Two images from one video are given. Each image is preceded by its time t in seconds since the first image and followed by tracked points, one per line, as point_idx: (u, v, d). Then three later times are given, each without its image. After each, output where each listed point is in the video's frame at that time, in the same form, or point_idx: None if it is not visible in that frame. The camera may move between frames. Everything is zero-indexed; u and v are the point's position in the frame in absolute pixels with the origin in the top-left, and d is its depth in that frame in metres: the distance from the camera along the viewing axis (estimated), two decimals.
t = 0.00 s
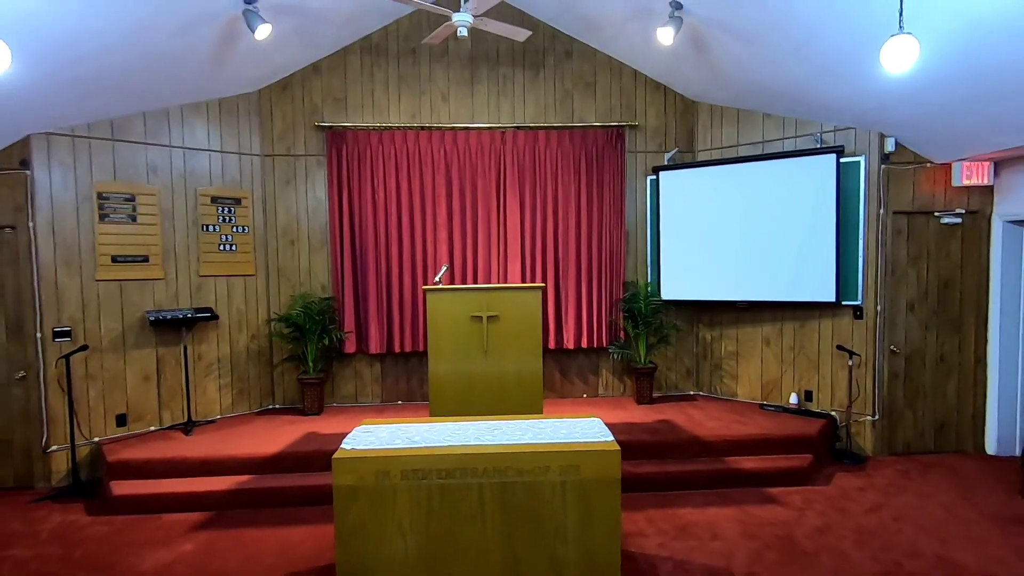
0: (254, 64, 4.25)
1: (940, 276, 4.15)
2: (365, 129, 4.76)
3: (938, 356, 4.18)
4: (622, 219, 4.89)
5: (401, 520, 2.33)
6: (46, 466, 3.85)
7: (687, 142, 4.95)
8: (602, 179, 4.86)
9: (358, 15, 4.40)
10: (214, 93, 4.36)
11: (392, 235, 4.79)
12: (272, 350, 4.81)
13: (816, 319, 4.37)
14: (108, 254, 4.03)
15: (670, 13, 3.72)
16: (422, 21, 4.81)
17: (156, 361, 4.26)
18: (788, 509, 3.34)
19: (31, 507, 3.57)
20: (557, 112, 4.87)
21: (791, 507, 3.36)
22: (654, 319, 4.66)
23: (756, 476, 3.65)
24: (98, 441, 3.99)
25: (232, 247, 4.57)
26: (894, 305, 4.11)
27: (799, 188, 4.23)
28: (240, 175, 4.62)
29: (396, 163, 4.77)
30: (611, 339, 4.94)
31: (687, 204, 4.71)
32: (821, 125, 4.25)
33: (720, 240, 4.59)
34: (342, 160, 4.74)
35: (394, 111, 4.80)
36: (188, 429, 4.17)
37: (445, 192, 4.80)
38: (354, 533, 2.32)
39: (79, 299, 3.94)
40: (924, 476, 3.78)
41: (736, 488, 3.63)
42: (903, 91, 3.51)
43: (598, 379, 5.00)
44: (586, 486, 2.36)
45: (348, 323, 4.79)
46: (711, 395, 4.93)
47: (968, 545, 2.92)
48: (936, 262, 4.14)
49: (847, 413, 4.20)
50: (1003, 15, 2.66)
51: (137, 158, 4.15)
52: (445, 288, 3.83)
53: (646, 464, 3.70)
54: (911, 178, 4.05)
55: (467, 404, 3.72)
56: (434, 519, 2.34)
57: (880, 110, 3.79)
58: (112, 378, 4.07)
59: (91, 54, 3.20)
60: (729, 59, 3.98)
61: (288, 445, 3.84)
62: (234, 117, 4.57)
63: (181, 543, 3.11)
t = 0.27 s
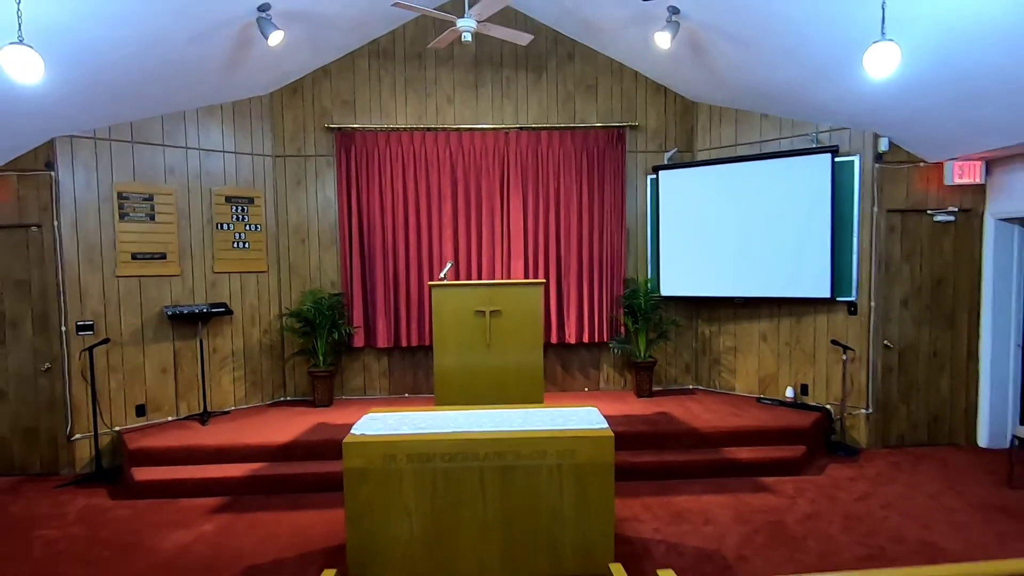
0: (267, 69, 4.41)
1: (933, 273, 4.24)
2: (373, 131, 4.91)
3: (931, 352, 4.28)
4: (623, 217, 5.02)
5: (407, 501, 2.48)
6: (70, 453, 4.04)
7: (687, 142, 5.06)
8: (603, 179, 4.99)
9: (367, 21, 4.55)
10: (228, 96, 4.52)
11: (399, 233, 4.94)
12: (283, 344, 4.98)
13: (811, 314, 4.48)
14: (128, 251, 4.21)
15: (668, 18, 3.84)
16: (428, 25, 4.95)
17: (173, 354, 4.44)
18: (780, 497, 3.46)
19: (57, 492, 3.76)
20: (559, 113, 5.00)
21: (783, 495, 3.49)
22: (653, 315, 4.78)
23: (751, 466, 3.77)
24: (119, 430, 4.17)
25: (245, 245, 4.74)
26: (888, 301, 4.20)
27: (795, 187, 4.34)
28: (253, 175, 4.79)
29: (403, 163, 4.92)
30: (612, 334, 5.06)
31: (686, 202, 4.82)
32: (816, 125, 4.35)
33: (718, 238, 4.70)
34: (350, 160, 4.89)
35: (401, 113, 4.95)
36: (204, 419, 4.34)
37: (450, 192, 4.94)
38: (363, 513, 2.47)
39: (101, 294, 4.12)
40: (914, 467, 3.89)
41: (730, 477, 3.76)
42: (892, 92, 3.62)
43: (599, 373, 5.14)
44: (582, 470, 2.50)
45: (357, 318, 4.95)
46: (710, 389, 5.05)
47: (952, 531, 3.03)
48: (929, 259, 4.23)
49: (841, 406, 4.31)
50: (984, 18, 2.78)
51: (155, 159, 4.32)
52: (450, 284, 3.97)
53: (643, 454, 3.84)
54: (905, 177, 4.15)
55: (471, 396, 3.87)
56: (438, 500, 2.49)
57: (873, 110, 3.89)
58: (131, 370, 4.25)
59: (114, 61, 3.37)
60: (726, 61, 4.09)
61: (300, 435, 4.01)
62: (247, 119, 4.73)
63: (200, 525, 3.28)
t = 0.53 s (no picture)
0: (277, 71, 4.54)
1: (927, 269, 4.33)
2: (380, 131, 5.04)
3: (925, 345, 4.37)
4: (624, 214, 5.13)
5: (415, 485, 2.62)
6: (90, 444, 4.20)
7: (687, 140, 5.16)
8: (604, 177, 5.10)
9: (373, 24, 4.67)
10: (239, 98, 4.66)
11: (405, 231, 5.07)
12: (293, 339, 5.13)
13: (808, 309, 4.58)
14: (144, 249, 4.36)
15: (666, 20, 3.94)
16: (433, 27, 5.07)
17: (187, 349, 4.59)
18: (774, 485, 3.58)
19: (79, 480, 3.93)
20: (561, 113, 5.11)
21: (777, 483, 3.61)
22: (653, 310, 4.90)
23: (747, 456, 3.89)
24: (136, 421, 4.33)
25: (256, 242, 4.88)
26: (882, 295, 4.30)
27: (792, 185, 4.44)
28: (263, 174, 4.93)
29: (409, 162, 5.04)
30: (613, 329, 5.18)
31: (686, 200, 4.93)
32: (813, 124, 4.44)
33: (716, 234, 4.81)
34: (358, 160, 5.03)
35: (407, 113, 5.07)
36: (218, 411, 4.50)
37: (455, 190, 5.07)
38: (374, 496, 2.61)
39: (119, 290, 4.27)
40: (907, 457, 4.00)
41: (727, 466, 3.88)
42: (885, 92, 3.72)
43: (600, 366, 5.26)
44: (581, 457, 2.63)
45: (364, 313, 5.09)
46: (709, 382, 5.16)
47: (939, 517, 3.15)
48: (923, 255, 4.32)
49: (836, 399, 4.42)
50: (970, 20, 2.87)
51: (169, 160, 4.46)
52: (455, 280, 4.10)
53: (643, 444, 3.96)
54: (899, 175, 4.24)
55: (476, 388, 4.00)
56: (444, 485, 2.62)
57: (868, 110, 3.98)
58: (148, 364, 4.41)
59: (131, 66, 3.50)
60: (723, 62, 4.19)
61: (310, 426, 4.15)
62: (258, 120, 4.87)
63: (216, 511, 3.43)
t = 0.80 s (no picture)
0: (284, 74, 4.67)
1: (917, 264, 4.46)
2: (384, 132, 5.17)
3: (915, 338, 4.50)
4: (622, 212, 5.26)
5: (423, 471, 2.75)
6: (106, 436, 4.33)
7: (684, 139, 5.29)
8: (604, 175, 5.22)
9: (378, 28, 4.79)
10: (248, 100, 4.78)
11: (409, 229, 5.20)
12: (300, 334, 5.26)
13: (801, 303, 4.71)
14: (156, 248, 4.49)
15: (662, 24, 4.06)
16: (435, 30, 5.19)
17: (199, 344, 4.72)
18: (767, 473, 3.72)
19: (96, 471, 4.07)
20: (561, 113, 5.24)
21: (770, 471, 3.74)
22: (651, 305, 5.02)
23: (742, 445, 4.02)
24: (150, 414, 4.46)
25: (264, 241, 5.01)
26: (873, 290, 4.43)
27: (785, 183, 4.56)
28: (270, 175, 5.05)
29: (412, 162, 5.17)
30: (612, 324, 5.31)
31: (683, 197, 5.05)
32: (806, 124, 4.57)
33: (712, 231, 4.93)
34: (363, 160, 5.15)
35: (410, 114, 5.19)
36: (229, 405, 4.63)
37: (457, 189, 5.19)
38: (384, 481, 2.74)
39: (132, 288, 4.40)
40: (897, 446, 4.13)
41: (722, 455, 4.01)
42: (874, 92, 3.84)
43: (600, 360, 5.40)
44: (581, 443, 2.77)
45: (370, 309, 5.22)
46: (706, 376, 5.30)
47: (925, 501, 3.28)
48: (913, 251, 4.45)
49: (829, 390, 4.55)
50: (954, 24, 2.99)
51: (180, 161, 4.59)
52: (459, 277, 4.23)
53: (641, 434, 4.10)
54: (890, 173, 4.36)
55: (480, 381, 4.13)
56: (450, 472, 2.76)
57: (858, 110, 4.11)
58: (161, 359, 4.54)
59: (146, 70, 3.63)
60: (718, 64, 4.31)
61: (319, 418, 4.29)
62: (265, 121, 4.99)
63: (231, 499, 3.57)
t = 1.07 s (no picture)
0: (290, 73, 4.77)
1: (907, 257, 4.58)
2: (388, 129, 5.28)
3: (905, 329, 4.63)
4: (621, 207, 5.38)
5: (430, 455, 2.88)
6: (120, 426, 4.46)
7: (681, 136, 5.40)
8: (603, 171, 5.34)
9: (381, 27, 4.89)
10: (254, 98, 4.89)
11: (412, 224, 5.32)
12: (307, 327, 5.39)
13: (795, 296, 4.84)
14: (167, 243, 4.61)
15: (659, 23, 4.17)
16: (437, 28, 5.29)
17: (208, 337, 4.85)
18: (760, 459, 3.86)
19: (112, 459, 4.20)
20: (560, 110, 5.34)
21: (763, 457, 3.88)
22: (649, 298, 5.15)
23: (736, 433, 4.16)
24: (162, 405, 4.59)
25: (271, 236, 5.12)
26: (865, 282, 4.55)
27: (780, 178, 4.68)
28: (276, 171, 5.16)
29: (415, 159, 5.29)
30: (611, 316, 5.44)
31: (680, 193, 5.17)
32: (800, 120, 4.68)
33: (707, 225, 5.06)
34: (367, 156, 5.27)
35: (413, 111, 5.30)
36: (238, 395, 4.76)
37: (459, 185, 5.31)
38: (393, 465, 2.87)
39: (144, 282, 4.52)
40: (886, 434, 4.27)
41: (717, 443, 4.15)
42: (865, 90, 3.95)
43: (599, 352, 5.53)
44: (580, 429, 2.90)
45: (374, 302, 5.36)
46: (703, 367, 5.43)
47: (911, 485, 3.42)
48: (904, 244, 4.57)
49: (821, 380, 4.68)
50: (939, 25, 3.11)
51: (189, 158, 4.70)
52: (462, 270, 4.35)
53: (639, 422, 4.24)
54: (881, 168, 4.48)
55: (483, 372, 4.26)
56: (456, 456, 2.89)
57: (850, 107, 4.22)
58: (172, 351, 4.67)
59: (158, 69, 3.74)
60: (714, 62, 4.42)
61: (327, 408, 4.42)
62: (271, 119, 5.10)
63: (244, 484, 3.71)
